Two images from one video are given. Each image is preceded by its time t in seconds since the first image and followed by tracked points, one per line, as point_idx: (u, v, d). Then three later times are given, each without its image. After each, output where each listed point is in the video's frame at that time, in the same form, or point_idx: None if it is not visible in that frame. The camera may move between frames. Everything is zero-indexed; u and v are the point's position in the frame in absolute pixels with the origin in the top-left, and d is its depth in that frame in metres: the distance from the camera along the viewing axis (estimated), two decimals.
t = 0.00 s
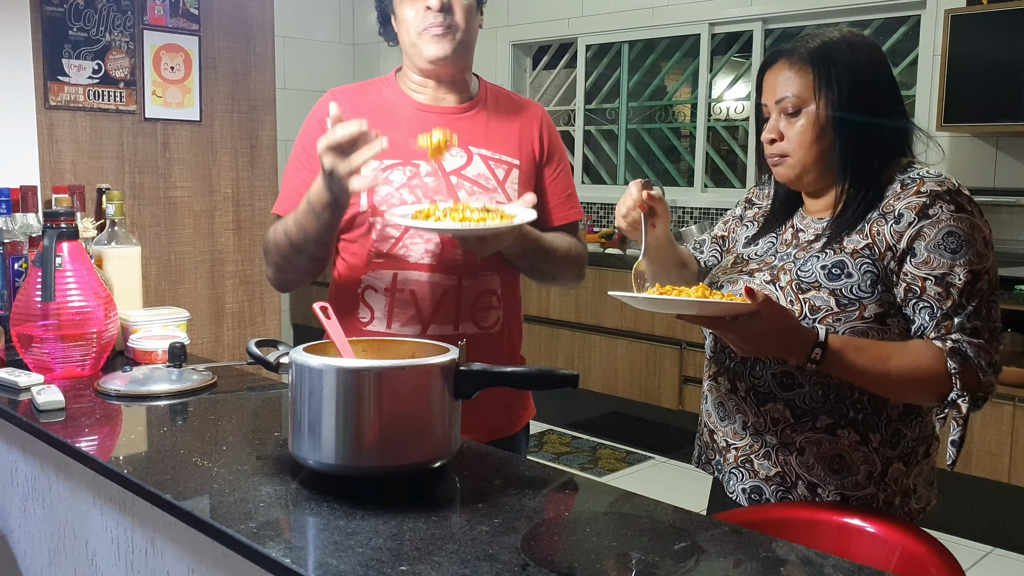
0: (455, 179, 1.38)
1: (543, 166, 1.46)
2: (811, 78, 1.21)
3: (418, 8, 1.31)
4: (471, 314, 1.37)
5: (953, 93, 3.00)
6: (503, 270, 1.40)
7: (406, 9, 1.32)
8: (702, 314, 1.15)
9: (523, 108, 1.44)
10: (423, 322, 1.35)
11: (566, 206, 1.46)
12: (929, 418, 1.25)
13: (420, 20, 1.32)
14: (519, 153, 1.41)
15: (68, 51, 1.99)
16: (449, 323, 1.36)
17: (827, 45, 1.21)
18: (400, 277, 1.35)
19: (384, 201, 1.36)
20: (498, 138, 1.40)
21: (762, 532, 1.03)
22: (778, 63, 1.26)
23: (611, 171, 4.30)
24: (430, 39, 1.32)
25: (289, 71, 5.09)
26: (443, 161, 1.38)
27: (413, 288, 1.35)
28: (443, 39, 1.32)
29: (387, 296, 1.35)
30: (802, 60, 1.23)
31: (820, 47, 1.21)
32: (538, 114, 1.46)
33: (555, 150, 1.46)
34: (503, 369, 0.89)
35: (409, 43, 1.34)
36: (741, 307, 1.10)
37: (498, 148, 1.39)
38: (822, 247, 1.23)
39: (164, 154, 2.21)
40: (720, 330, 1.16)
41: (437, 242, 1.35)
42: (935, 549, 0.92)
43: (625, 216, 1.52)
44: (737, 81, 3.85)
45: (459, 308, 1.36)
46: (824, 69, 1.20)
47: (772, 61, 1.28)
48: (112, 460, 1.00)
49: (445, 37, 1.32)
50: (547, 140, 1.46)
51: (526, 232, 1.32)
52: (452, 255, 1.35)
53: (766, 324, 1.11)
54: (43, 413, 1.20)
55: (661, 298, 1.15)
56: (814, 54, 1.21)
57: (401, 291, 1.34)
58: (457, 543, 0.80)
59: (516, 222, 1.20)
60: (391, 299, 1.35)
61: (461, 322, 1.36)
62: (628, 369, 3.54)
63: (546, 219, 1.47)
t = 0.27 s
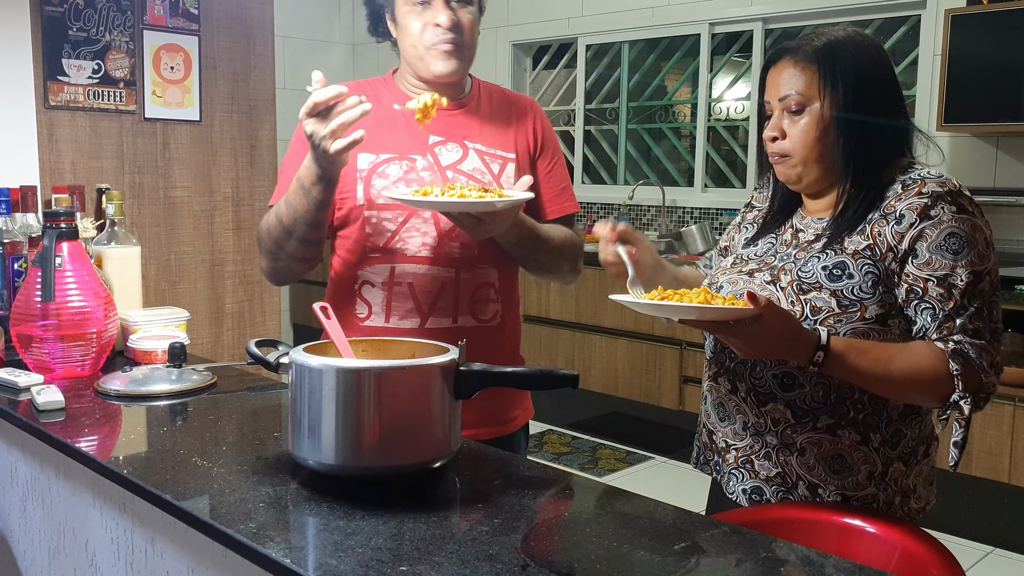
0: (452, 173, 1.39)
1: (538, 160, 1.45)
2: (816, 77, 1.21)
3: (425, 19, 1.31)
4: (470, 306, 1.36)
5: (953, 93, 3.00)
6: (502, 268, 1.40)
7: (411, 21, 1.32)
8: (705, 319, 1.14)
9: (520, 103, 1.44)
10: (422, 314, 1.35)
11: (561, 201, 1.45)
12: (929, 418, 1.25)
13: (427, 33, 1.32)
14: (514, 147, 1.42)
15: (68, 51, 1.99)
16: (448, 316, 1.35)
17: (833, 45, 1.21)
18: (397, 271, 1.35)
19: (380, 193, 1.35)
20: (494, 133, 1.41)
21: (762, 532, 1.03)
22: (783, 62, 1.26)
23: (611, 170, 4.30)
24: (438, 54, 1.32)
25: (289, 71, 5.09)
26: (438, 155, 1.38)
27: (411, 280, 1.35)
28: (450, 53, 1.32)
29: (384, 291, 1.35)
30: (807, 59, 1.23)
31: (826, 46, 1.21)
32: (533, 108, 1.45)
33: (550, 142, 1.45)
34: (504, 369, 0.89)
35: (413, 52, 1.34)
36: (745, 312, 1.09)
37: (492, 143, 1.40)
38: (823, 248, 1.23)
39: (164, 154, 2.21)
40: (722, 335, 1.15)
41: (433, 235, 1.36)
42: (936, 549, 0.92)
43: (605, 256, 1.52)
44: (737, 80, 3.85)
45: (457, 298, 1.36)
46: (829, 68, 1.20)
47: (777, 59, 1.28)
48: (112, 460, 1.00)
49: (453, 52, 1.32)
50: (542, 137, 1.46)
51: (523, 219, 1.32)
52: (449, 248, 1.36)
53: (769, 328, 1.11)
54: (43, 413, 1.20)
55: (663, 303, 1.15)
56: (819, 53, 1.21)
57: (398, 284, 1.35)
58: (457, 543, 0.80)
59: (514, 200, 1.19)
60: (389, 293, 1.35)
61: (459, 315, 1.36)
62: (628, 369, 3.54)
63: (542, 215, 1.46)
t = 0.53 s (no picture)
0: (452, 176, 1.38)
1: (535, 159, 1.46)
2: (815, 76, 1.21)
3: (427, 15, 1.30)
4: (468, 308, 1.36)
5: (953, 93, 3.00)
6: (500, 270, 1.40)
7: (411, 16, 1.31)
8: (704, 317, 1.14)
9: (518, 101, 1.43)
10: (420, 316, 1.35)
11: (559, 195, 1.45)
12: (928, 418, 1.25)
13: (428, 29, 1.31)
14: (513, 147, 1.41)
15: (68, 51, 2.02)
16: (446, 317, 1.35)
17: (832, 44, 1.21)
18: (397, 272, 1.34)
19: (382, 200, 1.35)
20: (492, 135, 1.40)
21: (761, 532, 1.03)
22: (782, 60, 1.26)
23: (611, 171, 4.30)
24: (441, 51, 1.31)
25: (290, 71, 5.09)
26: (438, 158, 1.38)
27: (411, 282, 1.34)
28: (453, 51, 1.31)
29: (383, 291, 1.34)
30: (806, 58, 1.23)
31: (825, 45, 1.21)
32: (529, 103, 1.45)
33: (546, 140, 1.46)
34: (502, 369, 0.89)
35: (415, 48, 1.33)
36: (744, 310, 1.09)
37: (491, 144, 1.40)
38: (821, 248, 1.23)
39: (164, 154, 2.21)
40: (721, 334, 1.15)
41: (435, 238, 1.36)
42: (936, 548, 0.92)
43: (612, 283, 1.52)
44: (737, 80, 3.85)
45: (455, 301, 1.36)
46: (828, 67, 1.20)
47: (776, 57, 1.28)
48: (112, 460, 1.00)
49: (455, 50, 1.31)
50: (539, 136, 1.46)
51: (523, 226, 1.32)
52: (449, 251, 1.36)
53: (768, 327, 1.11)
54: (43, 413, 1.20)
55: (662, 302, 1.15)
56: (817, 51, 1.22)
57: (398, 285, 1.34)
58: (457, 543, 0.80)
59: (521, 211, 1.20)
60: (388, 294, 1.35)
61: (458, 317, 1.36)
62: (628, 369, 3.54)
63: (542, 208, 1.46)
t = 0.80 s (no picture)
0: (451, 180, 1.39)
1: (537, 154, 1.45)
2: (815, 75, 1.21)
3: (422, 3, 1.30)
4: (465, 314, 1.37)
5: (953, 93, 3.00)
6: (499, 275, 1.40)
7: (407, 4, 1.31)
8: (702, 319, 1.14)
9: (520, 100, 1.42)
10: (417, 324, 1.35)
11: (564, 187, 1.45)
12: (927, 418, 1.25)
13: (426, 15, 1.30)
14: (513, 148, 1.41)
15: (68, 51, 1.99)
16: (442, 324, 1.36)
17: (834, 42, 1.21)
18: (394, 280, 1.35)
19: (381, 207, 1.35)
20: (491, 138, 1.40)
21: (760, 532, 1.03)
22: (784, 57, 1.26)
23: (611, 171, 4.30)
24: (438, 39, 1.31)
25: (290, 71, 5.10)
26: (439, 164, 1.38)
27: (408, 291, 1.35)
28: (450, 39, 1.31)
29: (380, 299, 1.35)
30: (807, 56, 1.23)
31: (826, 44, 1.21)
32: (532, 100, 1.44)
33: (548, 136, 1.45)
34: (502, 369, 0.89)
35: (410, 37, 1.33)
36: (742, 313, 1.10)
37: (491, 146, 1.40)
38: (820, 248, 1.23)
39: (164, 154, 2.21)
40: (720, 335, 1.16)
41: (433, 247, 1.35)
42: (935, 548, 0.92)
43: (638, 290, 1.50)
44: (737, 81, 3.85)
45: (452, 309, 1.36)
46: (829, 66, 1.20)
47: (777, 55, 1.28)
48: (113, 460, 1.00)
49: (452, 37, 1.31)
50: (541, 136, 1.45)
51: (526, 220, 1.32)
52: (447, 260, 1.36)
53: (767, 329, 1.11)
54: (43, 412, 1.21)
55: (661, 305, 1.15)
56: (819, 49, 1.22)
57: (395, 293, 1.35)
58: (457, 543, 0.80)
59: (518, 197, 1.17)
60: (385, 302, 1.35)
61: (454, 322, 1.36)
62: (628, 369, 3.54)
63: (544, 205, 1.46)
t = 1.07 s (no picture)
0: (451, 188, 1.39)
1: (537, 167, 1.46)
2: (816, 76, 1.21)
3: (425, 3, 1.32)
4: (466, 320, 1.37)
5: (953, 93, 3.00)
6: (498, 277, 1.40)
7: (410, 4, 1.33)
8: (702, 317, 1.14)
9: (520, 110, 1.43)
10: (418, 330, 1.35)
11: (563, 200, 1.48)
12: (927, 418, 1.25)
13: (428, 15, 1.32)
14: (512, 156, 1.41)
15: (68, 51, 2.00)
16: (443, 333, 1.36)
17: (833, 43, 1.21)
18: (395, 286, 1.35)
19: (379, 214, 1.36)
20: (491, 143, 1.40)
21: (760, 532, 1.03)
22: (783, 59, 1.26)
23: (611, 171, 4.30)
24: (441, 38, 1.32)
25: (290, 71, 5.10)
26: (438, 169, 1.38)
27: (408, 297, 1.35)
28: (453, 38, 1.32)
29: (381, 306, 1.35)
30: (807, 56, 1.23)
31: (826, 44, 1.21)
32: (530, 109, 1.45)
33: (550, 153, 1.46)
34: (502, 368, 0.89)
35: (410, 38, 1.34)
36: (741, 310, 1.10)
37: (491, 152, 1.39)
38: (820, 248, 1.23)
39: (164, 154, 2.21)
40: (720, 334, 1.16)
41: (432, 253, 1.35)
42: (935, 549, 0.92)
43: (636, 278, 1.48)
44: (737, 80, 3.85)
45: (453, 316, 1.36)
46: (829, 66, 1.20)
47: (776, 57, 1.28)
48: (113, 460, 1.00)
49: (456, 36, 1.32)
50: (540, 142, 1.45)
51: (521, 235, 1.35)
52: (448, 265, 1.35)
53: (766, 327, 1.11)
54: (43, 413, 1.21)
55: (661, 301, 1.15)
56: (818, 50, 1.22)
57: (395, 300, 1.35)
58: (457, 543, 0.80)
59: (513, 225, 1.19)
60: (386, 308, 1.35)
61: (455, 331, 1.37)
62: (628, 369, 3.54)
63: (545, 216, 1.48)
